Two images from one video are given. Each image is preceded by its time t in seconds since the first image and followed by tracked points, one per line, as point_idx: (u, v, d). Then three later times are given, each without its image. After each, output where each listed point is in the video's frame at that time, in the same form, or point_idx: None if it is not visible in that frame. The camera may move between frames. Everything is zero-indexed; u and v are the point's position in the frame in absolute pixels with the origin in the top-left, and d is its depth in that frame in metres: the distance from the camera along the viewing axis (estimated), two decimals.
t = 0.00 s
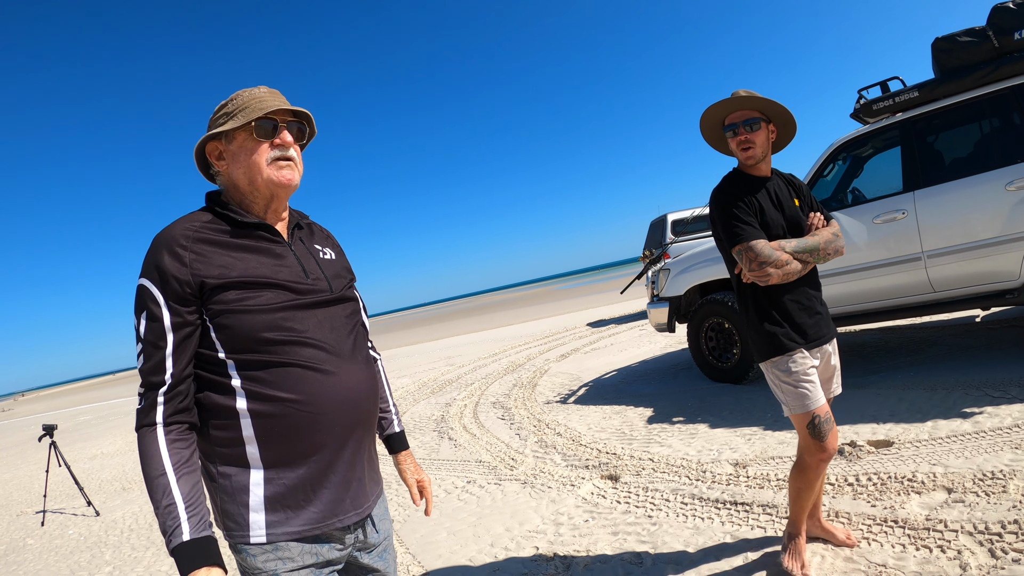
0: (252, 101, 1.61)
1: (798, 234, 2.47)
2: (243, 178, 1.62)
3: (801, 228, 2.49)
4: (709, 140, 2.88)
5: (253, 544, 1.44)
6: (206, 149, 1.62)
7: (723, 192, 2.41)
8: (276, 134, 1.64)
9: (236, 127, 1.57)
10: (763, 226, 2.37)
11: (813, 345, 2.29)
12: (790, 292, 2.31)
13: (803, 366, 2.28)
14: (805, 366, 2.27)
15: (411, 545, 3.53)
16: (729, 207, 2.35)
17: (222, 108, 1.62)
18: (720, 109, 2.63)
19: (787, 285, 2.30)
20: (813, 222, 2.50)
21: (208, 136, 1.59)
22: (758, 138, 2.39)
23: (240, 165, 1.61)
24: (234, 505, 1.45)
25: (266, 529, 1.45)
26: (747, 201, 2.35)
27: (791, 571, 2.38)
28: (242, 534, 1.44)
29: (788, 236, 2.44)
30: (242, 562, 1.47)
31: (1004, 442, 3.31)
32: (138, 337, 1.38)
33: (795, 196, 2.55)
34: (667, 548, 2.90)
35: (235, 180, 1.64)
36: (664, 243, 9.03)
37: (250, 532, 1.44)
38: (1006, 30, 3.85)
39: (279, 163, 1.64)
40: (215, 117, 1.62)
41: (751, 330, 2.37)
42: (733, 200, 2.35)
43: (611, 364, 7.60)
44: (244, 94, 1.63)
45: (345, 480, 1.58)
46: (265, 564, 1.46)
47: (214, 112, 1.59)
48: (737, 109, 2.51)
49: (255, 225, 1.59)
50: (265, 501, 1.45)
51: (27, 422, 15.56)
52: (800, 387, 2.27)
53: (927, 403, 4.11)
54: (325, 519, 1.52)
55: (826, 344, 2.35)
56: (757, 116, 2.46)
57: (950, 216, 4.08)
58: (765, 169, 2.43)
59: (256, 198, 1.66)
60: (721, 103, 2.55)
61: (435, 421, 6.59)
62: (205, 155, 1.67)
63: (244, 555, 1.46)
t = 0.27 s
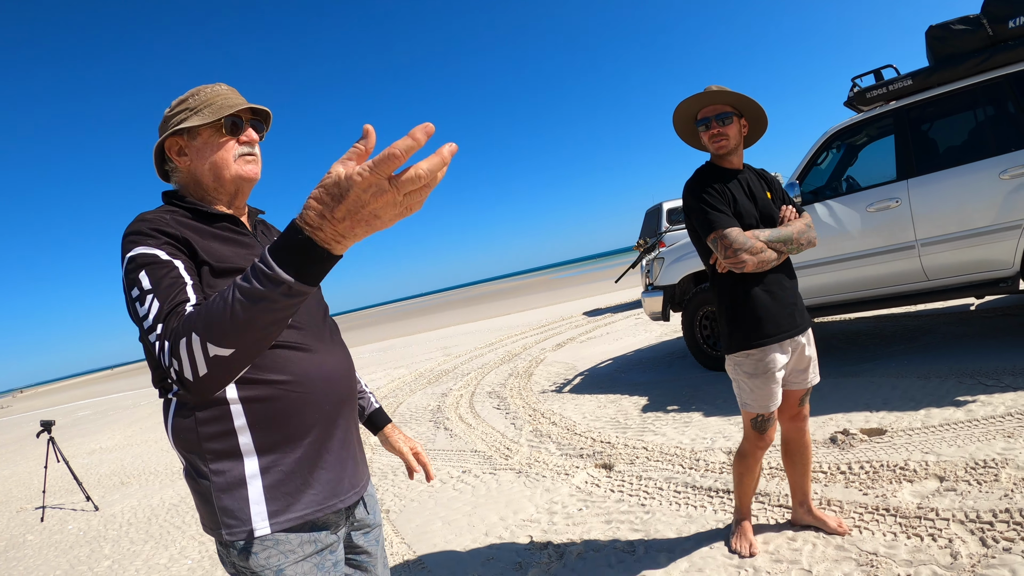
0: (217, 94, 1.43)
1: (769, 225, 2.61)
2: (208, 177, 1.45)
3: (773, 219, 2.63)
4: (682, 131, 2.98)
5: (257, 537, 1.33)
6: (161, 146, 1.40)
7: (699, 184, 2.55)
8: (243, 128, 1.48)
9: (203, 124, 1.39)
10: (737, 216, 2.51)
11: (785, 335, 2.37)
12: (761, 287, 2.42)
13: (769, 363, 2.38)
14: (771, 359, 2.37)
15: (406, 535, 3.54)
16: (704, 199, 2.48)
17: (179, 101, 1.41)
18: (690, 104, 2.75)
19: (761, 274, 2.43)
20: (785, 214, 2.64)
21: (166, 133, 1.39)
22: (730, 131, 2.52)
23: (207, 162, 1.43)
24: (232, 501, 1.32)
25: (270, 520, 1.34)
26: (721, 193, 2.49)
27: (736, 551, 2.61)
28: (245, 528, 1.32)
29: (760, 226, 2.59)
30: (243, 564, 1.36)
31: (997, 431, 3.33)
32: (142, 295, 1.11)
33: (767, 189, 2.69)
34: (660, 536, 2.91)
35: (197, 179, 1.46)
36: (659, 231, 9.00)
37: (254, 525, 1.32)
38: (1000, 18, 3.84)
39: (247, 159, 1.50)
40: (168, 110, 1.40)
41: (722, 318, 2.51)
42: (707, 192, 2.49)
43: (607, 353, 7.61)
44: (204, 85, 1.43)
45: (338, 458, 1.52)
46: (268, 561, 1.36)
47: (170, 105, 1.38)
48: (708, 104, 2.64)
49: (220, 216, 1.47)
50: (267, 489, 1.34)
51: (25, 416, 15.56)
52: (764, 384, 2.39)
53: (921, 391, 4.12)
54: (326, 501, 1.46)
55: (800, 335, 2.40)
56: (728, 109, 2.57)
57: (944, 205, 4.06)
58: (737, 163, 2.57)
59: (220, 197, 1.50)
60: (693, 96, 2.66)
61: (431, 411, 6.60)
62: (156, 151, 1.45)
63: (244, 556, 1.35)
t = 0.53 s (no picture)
0: (192, 86, 1.40)
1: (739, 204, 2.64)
2: (186, 169, 1.42)
3: (743, 197, 2.65)
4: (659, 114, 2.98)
5: (263, 521, 1.31)
6: (134, 139, 1.36)
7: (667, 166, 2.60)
8: (219, 120, 1.46)
9: (181, 116, 1.36)
10: (701, 198, 2.56)
11: (748, 314, 2.45)
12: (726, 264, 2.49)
13: (733, 336, 2.51)
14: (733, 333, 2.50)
15: (412, 515, 3.60)
16: (666, 183, 2.55)
17: (151, 93, 1.36)
18: (662, 85, 2.70)
19: (724, 254, 2.49)
20: (756, 192, 2.64)
21: (140, 126, 1.34)
22: (698, 113, 2.53)
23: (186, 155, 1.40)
24: (236, 488, 1.30)
25: (276, 501, 1.33)
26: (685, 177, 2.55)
27: (738, 523, 2.64)
28: (252, 513, 1.30)
29: (728, 205, 2.62)
30: (246, 553, 1.32)
31: (996, 400, 3.35)
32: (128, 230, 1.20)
33: (739, 166, 2.70)
34: (662, 510, 2.95)
35: (174, 172, 1.42)
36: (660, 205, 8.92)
37: (259, 509, 1.31)
38: None
39: (224, 151, 1.48)
40: (139, 102, 1.35)
41: (689, 296, 2.61)
42: (671, 176, 2.55)
43: (609, 329, 7.62)
44: (175, 78, 1.40)
45: (336, 436, 1.52)
46: (273, 547, 1.33)
47: (143, 97, 1.33)
48: (677, 85, 2.63)
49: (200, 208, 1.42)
50: (270, 471, 1.33)
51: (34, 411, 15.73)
52: (729, 355, 2.52)
53: (922, 360, 4.13)
54: (327, 478, 1.44)
55: (769, 310, 2.49)
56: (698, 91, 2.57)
57: (942, 174, 4.01)
58: (707, 142, 2.59)
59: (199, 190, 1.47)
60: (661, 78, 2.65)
61: (435, 392, 6.65)
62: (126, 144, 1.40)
63: (246, 542, 1.32)
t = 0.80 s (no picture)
0: (173, 92, 1.39)
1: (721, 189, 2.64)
2: (169, 173, 1.41)
3: (726, 182, 2.64)
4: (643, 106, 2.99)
5: (262, 514, 1.33)
6: (117, 144, 1.35)
7: (648, 157, 2.63)
8: (200, 125, 1.45)
9: (163, 121, 1.35)
10: (680, 186, 2.59)
11: (734, 299, 2.45)
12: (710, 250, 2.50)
13: (723, 322, 2.52)
14: (722, 319, 2.50)
15: (421, 505, 3.63)
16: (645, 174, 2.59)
17: (133, 99, 1.35)
18: (641, 78, 2.72)
19: (707, 239, 2.49)
20: (740, 175, 2.63)
21: (123, 132, 1.33)
22: (677, 105, 2.55)
23: (169, 159, 1.39)
24: (234, 482, 1.31)
25: (273, 494, 1.34)
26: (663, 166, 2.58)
27: (743, 506, 2.67)
28: (249, 507, 1.31)
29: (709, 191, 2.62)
30: (245, 547, 1.34)
31: (1002, 379, 3.35)
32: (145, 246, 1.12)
33: (721, 151, 2.69)
34: (667, 494, 2.98)
35: (157, 177, 1.41)
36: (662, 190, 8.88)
37: (257, 502, 1.32)
38: None
39: (206, 155, 1.46)
40: (120, 108, 1.34)
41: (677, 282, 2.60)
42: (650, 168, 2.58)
43: (613, 316, 7.63)
44: (157, 84, 1.39)
45: (330, 426, 1.52)
46: (272, 539, 1.35)
47: (125, 103, 1.32)
48: (655, 78, 2.65)
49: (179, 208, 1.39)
50: (265, 464, 1.34)
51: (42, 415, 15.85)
52: (721, 341, 2.52)
53: (926, 341, 4.12)
54: (322, 469, 1.45)
55: (756, 296, 2.48)
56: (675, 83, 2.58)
57: (943, 153, 3.98)
58: (687, 131, 2.61)
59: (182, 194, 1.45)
60: (638, 71, 2.67)
61: (441, 382, 6.68)
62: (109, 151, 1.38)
63: (244, 537, 1.33)
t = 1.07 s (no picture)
0: (179, 101, 1.41)
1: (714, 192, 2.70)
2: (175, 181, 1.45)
3: (718, 186, 2.70)
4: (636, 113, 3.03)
5: (269, 509, 1.35)
6: (124, 151, 1.37)
7: (643, 161, 2.65)
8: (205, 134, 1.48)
9: (171, 130, 1.37)
10: (675, 189, 2.61)
11: (734, 300, 2.47)
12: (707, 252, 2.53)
13: (722, 324, 2.54)
14: (721, 321, 2.53)
15: (420, 505, 3.66)
16: (637, 178, 2.61)
17: (140, 105, 1.37)
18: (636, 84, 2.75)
19: (704, 241, 2.52)
20: (731, 178, 2.69)
21: (130, 138, 1.35)
22: (673, 110, 2.59)
23: (174, 168, 1.42)
24: (241, 479, 1.33)
25: (280, 489, 1.36)
26: (656, 170, 2.61)
27: (740, 505, 2.70)
28: (257, 503, 1.33)
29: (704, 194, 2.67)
30: (253, 543, 1.36)
31: (997, 380, 3.38)
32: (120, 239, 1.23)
33: (712, 156, 2.75)
34: (665, 494, 3.01)
35: (161, 183, 1.45)
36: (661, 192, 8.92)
37: (265, 497, 1.34)
38: None
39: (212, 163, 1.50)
40: (127, 114, 1.35)
41: (674, 286, 2.62)
42: (642, 172, 2.61)
43: (612, 316, 7.66)
44: (163, 92, 1.41)
45: (333, 421, 1.55)
46: (279, 534, 1.37)
47: (133, 111, 1.34)
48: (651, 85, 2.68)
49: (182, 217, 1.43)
50: (272, 460, 1.36)
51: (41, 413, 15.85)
52: (721, 343, 2.55)
53: (922, 342, 4.16)
54: (327, 464, 1.48)
55: (753, 297, 2.51)
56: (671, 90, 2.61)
57: (940, 156, 4.01)
58: (679, 137, 2.65)
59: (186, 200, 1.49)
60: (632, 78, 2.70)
61: (441, 382, 6.71)
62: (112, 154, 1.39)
63: (251, 533, 1.35)
